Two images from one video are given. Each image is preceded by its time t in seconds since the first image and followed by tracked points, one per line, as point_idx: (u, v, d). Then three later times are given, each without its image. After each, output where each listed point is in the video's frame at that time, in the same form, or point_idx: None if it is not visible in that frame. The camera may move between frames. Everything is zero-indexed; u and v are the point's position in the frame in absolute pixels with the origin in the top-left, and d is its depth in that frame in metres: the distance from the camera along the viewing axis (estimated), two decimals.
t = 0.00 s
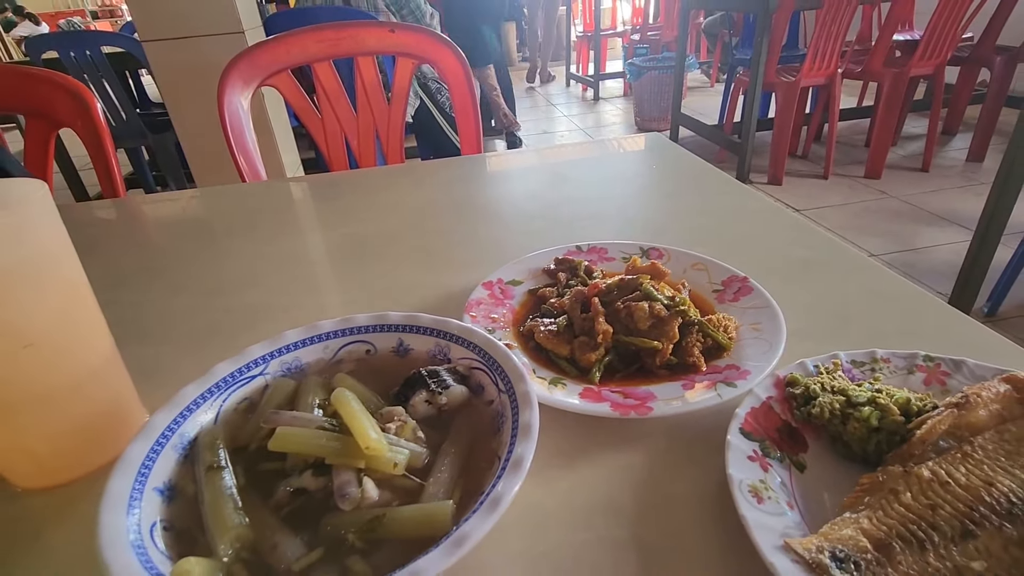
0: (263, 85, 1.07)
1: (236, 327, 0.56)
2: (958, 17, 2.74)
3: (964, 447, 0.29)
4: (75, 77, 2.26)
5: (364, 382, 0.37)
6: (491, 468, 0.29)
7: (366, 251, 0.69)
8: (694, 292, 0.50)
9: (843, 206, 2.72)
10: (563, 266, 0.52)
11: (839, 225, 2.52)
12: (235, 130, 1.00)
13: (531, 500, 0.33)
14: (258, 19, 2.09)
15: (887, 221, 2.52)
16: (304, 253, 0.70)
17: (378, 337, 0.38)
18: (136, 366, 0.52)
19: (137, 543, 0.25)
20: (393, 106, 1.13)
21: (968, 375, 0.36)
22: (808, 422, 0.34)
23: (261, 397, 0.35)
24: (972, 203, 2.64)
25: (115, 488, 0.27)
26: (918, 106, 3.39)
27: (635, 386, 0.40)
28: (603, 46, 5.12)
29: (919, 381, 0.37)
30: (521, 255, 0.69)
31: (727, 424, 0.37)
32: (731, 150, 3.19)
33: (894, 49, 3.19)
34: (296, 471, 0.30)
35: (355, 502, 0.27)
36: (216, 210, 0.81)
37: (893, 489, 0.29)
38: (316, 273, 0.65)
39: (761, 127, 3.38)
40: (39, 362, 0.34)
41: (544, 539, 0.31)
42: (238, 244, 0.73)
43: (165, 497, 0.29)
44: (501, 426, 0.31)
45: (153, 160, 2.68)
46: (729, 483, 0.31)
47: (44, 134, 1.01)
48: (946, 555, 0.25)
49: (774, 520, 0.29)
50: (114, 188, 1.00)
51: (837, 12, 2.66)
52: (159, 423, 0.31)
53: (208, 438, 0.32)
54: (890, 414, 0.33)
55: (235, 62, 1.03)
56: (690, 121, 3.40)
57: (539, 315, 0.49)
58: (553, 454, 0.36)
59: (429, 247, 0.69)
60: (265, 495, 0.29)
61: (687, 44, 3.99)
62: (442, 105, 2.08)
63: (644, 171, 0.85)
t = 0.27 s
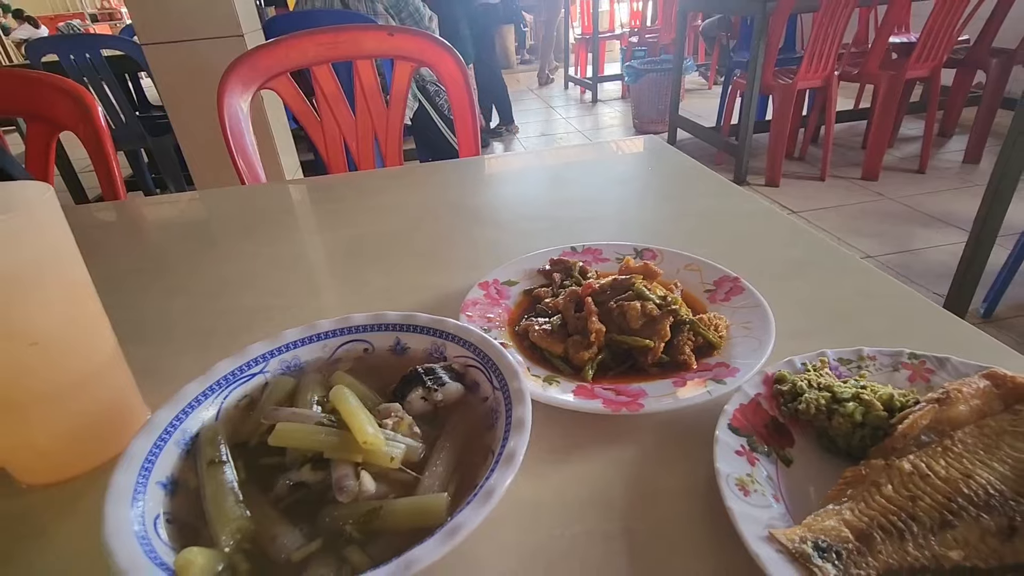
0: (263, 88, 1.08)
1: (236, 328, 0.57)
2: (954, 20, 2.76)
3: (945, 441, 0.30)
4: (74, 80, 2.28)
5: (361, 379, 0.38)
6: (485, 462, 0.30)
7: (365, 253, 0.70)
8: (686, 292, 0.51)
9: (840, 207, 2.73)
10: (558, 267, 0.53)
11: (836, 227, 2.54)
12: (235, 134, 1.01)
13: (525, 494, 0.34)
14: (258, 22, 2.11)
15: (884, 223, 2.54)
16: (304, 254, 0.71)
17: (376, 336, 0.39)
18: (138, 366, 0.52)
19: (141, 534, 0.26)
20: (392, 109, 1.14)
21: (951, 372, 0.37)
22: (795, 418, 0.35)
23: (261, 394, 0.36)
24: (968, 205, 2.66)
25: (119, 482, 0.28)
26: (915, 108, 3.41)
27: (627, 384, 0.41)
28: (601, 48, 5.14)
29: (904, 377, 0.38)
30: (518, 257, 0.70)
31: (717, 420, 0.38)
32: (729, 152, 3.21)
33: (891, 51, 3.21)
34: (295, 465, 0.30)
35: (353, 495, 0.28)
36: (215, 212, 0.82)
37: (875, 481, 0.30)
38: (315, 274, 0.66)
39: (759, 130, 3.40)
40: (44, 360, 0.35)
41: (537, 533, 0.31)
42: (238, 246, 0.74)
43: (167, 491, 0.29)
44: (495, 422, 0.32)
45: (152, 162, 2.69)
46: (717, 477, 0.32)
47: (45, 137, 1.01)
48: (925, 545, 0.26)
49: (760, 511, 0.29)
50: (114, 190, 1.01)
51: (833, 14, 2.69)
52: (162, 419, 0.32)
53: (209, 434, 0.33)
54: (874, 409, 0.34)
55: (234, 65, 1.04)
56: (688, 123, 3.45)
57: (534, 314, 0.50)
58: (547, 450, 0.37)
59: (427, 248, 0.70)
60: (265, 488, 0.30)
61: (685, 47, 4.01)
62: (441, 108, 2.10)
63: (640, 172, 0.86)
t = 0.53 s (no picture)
0: (261, 91, 1.09)
1: (233, 331, 0.57)
2: (951, 23, 2.77)
3: (935, 443, 0.30)
4: (73, 83, 2.28)
5: (357, 382, 0.38)
6: (478, 465, 0.30)
7: (363, 255, 0.70)
8: (681, 294, 0.51)
9: (838, 209, 2.74)
10: (554, 270, 0.54)
11: (834, 229, 2.54)
12: (234, 137, 1.01)
13: (519, 496, 0.34)
14: (257, 25, 2.11)
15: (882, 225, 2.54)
16: (302, 256, 0.71)
17: (372, 339, 0.40)
18: (135, 369, 0.53)
19: (137, 537, 0.26)
20: (390, 112, 1.14)
21: (942, 374, 0.37)
22: (788, 419, 0.36)
23: (257, 396, 0.36)
24: (965, 206, 2.66)
25: (115, 485, 0.28)
26: (913, 110, 3.42)
27: (622, 386, 0.41)
28: (599, 50, 5.16)
29: (896, 380, 0.38)
30: (514, 260, 0.70)
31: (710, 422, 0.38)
32: (727, 154, 3.22)
33: (888, 53, 3.22)
34: (290, 468, 0.31)
35: (347, 497, 0.28)
36: (213, 215, 0.82)
37: (865, 483, 0.30)
38: (312, 277, 0.66)
39: (757, 132, 3.41)
40: (41, 364, 0.35)
41: (531, 535, 0.32)
42: (235, 249, 0.74)
43: (164, 493, 0.30)
44: (489, 424, 0.32)
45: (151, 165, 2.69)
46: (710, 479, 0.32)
47: (45, 141, 1.02)
48: (915, 546, 0.27)
49: (751, 513, 0.30)
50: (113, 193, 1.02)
51: (830, 17, 2.70)
52: (158, 423, 0.32)
53: (205, 436, 0.33)
54: (865, 411, 0.34)
55: (233, 69, 1.04)
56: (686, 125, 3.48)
57: (530, 317, 0.50)
58: (542, 452, 0.37)
59: (424, 251, 0.70)
60: (260, 491, 0.30)
61: (683, 49, 4.02)
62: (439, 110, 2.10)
63: (637, 175, 0.86)
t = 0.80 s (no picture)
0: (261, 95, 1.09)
1: (235, 334, 0.58)
2: (947, 28, 2.80)
3: (924, 444, 0.31)
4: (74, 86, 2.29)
5: (359, 385, 0.38)
6: (478, 466, 0.31)
7: (363, 259, 0.71)
8: (677, 298, 0.52)
9: (835, 213, 2.75)
10: (552, 274, 0.54)
11: (831, 232, 2.56)
12: (235, 140, 1.02)
13: (519, 497, 0.35)
14: (257, 30, 2.13)
15: (879, 228, 2.56)
16: (303, 260, 0.71)
17: (373, 343, 0.40)
18: (139, 372, 0.53)
19: (145, 537, 0.27)
20: (390, 116, 1.15)
21: (933, 376, 0.38)
22: (781, 421, 0.36)
23: (260, 399, 0.37)
24: (961, 210, 2.68)
25: (123, 485, 0.29)
26: (909, 114, 3.44)
27: (619, 389, 0.42)
28: (598, 54, 5.19)
29: (887, 382, 0.39)
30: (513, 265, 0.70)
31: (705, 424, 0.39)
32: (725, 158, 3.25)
33: (885, 57, 3.25)
34: (294, 469, 0.31)
35: (350, 497, 0.29)
36: (214, 219, 0.83)
37: (856, 484, 0.30)
38: (313, 281, 0.67)
39: (754, 135, 3.43)
40: (48, 366, 0.36)
41: (531, 534, 0.32)
42: (236, 252, 0.75)
43: (170, 494, 0.30)
44: (488, 426, 0.33)
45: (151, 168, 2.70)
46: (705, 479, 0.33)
47: (46, 144, 1.02)
48: (902, 544, 0.27)
49: (744, 513, 0.30)
50: (114, 197, 1.02)
51: (827, 21, 2.73)
52: (164, 425, 0.33)
53: (210, 439, 0.33)
54: (856, 413, 0.35)
55: (233, 73, 1.05)
56: (685, 128, 3.51)
57: (529, 321, 0.51)
58: (542, 453, 0.38)
59: (424, 255, 0.71)
60: (264, 492, 0.31)
61: (681, 53, 4.05)
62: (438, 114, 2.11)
63: (634, 179, 0.87)
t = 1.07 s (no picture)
0: (260, 99, 1.10)
1: (237, 337, 0.58)
2: (941, 34, 2.83)
3: (920, 448, 0.32)
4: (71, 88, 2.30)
5: (361, 389, 0.39)
6: (481, 469, 0.31)
7: (363, 263, 0.71)
8: (676, 303, 0.52)
9: (832, 217, 2.77)
10: (552, 278, 0.55)
11: (827, 236, 2.57)
12: (234, 143, 1.02)
13: (522, 499, 0.35)
14: (255, 33, 2.13)
15: (875, 232, 2.57)
16: (303, 263, 0.72)
17: (374, 347, 0.41)
18: (141, 375, 0.53)
19: (151, 539, 0.27)
20: (389, 120, 1.15)
21: (928, 381, 0.39)
22: (779, 425, 0.37)
23: (263, 403, 0.37)
24: (956, 215, 2.70)
25: (129, 488, 0.29)
26: (905, 119, 3.47)
27: (619, 393, 0.42)
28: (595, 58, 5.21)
29: (884, 387, 0.39)
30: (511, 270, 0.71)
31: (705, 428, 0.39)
32: (722, 162, 3.26)
33: (880, 63, 3.28)
34: (298, 472, 0.31)
35: (354, 500, 0.29)
36: (214, 222, 0.83)
37: (854, 487, 0.31)
38: (314, 284, 0.67)
39: (751, 140, 3.45)
40: (53, 369, 0.36)
41: (534, 537, 0.33)
42: (236, 255, 0.75)
43: (175, 497, 0.30)
44: (490, 430, 0.33)
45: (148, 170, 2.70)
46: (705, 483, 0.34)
47: (44, 147, 1.02)
48: (900, 547, 0.28)
49: (744, 516, 0.31)
50: (113, 200, 1.02)
51: (823, 27, 2.76)
52: (168, 428, 0.33)
53: (214, 442, 0.34)
54: (853, 417, 0.35)
55: (232, 76, 1.06)
56: (682, 132, 3.54)
57: (529, 325, 0.51)
58: (544, 456, 0.38)
59: (424, 259, 0.71)
60: (268, 495, 0.31)
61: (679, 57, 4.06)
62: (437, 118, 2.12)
63: (632, 184, 0.88)
